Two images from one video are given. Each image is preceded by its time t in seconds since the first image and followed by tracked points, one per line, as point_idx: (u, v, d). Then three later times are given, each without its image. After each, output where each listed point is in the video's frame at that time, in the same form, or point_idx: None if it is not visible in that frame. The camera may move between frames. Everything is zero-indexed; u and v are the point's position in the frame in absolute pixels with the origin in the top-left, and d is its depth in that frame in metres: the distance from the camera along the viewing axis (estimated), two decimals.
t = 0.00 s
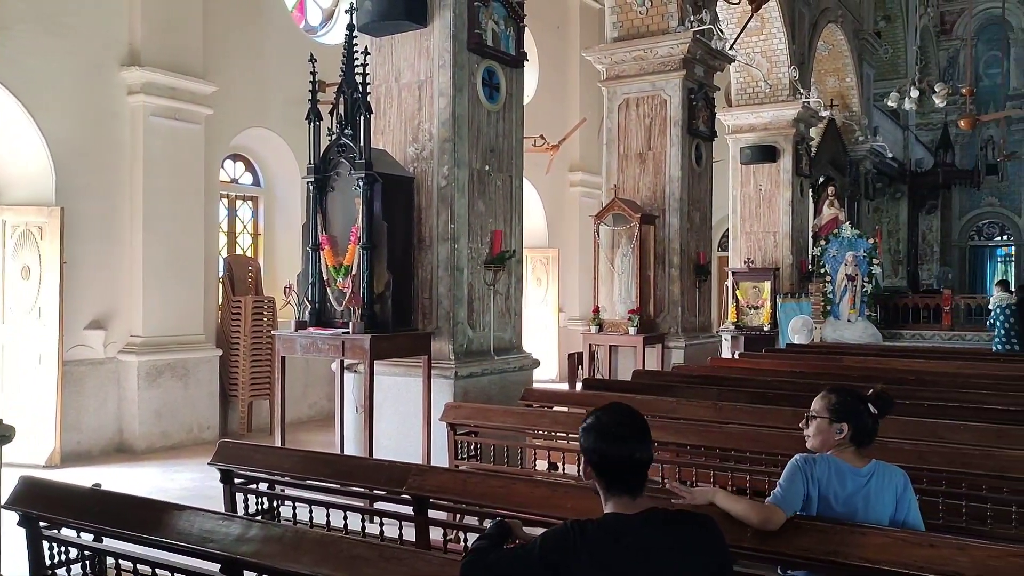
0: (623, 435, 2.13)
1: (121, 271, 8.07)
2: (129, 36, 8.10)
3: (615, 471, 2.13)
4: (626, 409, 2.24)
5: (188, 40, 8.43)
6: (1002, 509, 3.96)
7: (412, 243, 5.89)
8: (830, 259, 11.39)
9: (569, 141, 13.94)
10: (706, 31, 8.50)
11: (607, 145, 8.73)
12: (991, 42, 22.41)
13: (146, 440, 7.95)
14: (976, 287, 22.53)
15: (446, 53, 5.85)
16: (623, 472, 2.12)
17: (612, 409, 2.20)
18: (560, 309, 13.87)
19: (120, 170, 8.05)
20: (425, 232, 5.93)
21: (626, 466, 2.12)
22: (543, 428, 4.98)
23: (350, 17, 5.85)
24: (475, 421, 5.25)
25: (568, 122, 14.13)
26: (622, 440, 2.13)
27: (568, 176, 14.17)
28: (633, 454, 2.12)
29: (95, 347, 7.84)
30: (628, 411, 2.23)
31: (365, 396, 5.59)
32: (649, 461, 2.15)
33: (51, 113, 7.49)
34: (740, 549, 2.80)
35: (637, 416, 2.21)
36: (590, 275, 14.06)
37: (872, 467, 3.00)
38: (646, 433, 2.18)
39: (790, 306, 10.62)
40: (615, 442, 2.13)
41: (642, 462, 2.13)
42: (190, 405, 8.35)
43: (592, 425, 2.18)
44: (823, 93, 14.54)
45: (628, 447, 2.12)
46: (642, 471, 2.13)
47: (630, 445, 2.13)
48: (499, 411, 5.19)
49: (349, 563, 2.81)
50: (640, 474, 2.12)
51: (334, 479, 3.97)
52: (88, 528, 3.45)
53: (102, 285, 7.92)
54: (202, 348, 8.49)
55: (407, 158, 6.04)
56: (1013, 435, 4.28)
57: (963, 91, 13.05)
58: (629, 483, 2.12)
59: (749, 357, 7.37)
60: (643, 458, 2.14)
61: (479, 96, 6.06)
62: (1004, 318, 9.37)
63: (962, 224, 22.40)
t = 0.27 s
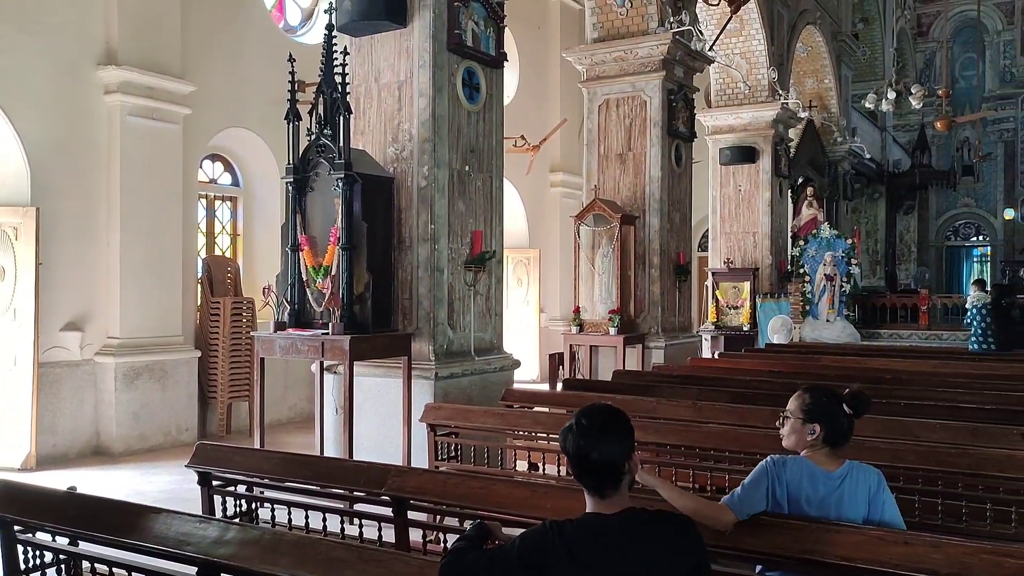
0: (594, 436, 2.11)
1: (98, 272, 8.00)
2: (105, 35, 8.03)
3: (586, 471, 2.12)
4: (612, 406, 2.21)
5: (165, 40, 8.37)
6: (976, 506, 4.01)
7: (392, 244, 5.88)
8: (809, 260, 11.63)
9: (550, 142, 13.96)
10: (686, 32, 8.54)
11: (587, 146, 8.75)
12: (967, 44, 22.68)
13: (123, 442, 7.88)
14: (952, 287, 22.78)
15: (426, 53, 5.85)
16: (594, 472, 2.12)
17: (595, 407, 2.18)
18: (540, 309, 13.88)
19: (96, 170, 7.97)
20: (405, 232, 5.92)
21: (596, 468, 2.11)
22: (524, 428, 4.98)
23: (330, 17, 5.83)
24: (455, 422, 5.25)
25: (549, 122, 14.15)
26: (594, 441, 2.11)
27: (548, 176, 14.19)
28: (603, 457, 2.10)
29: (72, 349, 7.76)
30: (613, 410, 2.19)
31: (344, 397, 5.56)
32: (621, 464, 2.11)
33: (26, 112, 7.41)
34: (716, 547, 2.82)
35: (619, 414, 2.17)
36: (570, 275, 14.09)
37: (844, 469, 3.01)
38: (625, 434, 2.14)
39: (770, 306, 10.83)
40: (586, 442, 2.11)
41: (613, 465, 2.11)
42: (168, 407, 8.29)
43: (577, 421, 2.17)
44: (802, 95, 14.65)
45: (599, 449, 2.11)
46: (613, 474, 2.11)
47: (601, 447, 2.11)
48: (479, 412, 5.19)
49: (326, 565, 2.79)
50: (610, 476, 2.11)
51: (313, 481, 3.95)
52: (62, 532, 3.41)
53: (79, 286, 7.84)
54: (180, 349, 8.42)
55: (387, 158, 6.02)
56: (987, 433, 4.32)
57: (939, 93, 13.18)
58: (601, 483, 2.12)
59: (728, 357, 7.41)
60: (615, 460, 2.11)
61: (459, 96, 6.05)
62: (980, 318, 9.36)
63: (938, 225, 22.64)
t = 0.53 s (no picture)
0: (579, 435, 2.13)
1: (77, 273, 7.93)
2: (83, 34, 7.96)
3: (569, 469, 2.14)
4: (606, 408, 2.21)
5: (144, 39, 8.31)
6: (952, 503, 4.05)
7: (373, 244, 5.87)
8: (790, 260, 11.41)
9: (532, 142, 13.98)
10: (667, 34, 8.57)
11: (569, 146, 8.77)
12: (944, 46, 22.92)
13: (102, 445, 7.82)
14: (931, 286, 23.01)
15: (408, 53, 5.84)
16: (577, 471, 2.13)
17: (588, 407, 2.19)
18: (523, 309, 13.89)
19: (74, 170, 7.91)
20: (387, 233, 5.91)
21: (578, 467, 2.12)
22: (505, 429, 4.98)
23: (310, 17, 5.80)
24: (437, 422, 5.24)
25: (531, 123, 14.17)
26: (579, 439, 2.13)
27: (531, 177, 14.21)
28: (586, 457, 2.11)
29: (50, 351, 7.70)
30: (606, 412, 2.20)
31: (326, 398, 5.55)
32: (603, 466, 2.11)
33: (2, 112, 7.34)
34: (697, 547, 2.83)
35: (611, 416, 2.18)
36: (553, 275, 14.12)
37: (811, 470, 3.02)
38: (612, 437, 2.14)
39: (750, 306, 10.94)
40: (571, 440, 2.13)
41: (594, 466, 2.11)
42: (148, 409, 8.23)
43: (567, 418, 2.20)
44: (782, 96, 14.75)
45: (582, 448, 2.12)
46: (595, 474, 2.11)
47: (585, 446, 2.12)
48: (460, 413, 5.18)
49: (306, 567, 2.79)
50: (591, 477, 2.11)
51: (293, 482, 3.93)
52: (39, 535, 3.38)
53: (57, 287, 7.77)
54: (160, 350, 8.37)
55: (368, 159, 6.01)
56: (964, 432, 4.35)
57: (918, 94, 13.30)
58: (582, 482, 2.13)
59: (710, 357, 7.44)
60: (597, 461, 2.12)
61: (440, 97, 6.05)
62: (958, 317, 9.53)
63: (917, 225, 22.85)
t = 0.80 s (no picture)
0: (565, 434, 2.12)
1: (54, 274, 7.86)
2: (61, 32, 7.88)
3: (554, 467, 2.13)
4: (594, 409, 2.20)
5: (123, 38, 8.24)
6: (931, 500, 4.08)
7: (354, 244, 5.85)
8: (771, 259, 11.76)
9: (514, 142, 13.99)
10: (648, 34, 8.60)
11: (552, 146, 8.78)
12: (922, 48, 23.16)
13: (81, 447, 7.75)
14: (910, 285, 23.23)
15: (389, 53, 5.83)
16: (561, 471, 2.12)
17: (577, 407, 2.19)
18: (506, 309, 13.90)
19: (52, 169, 7.83)
20: (368, 232, 5.89)
21: (562, 466, 2.11)
22: (487, 429, 4.97)
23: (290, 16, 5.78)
24: (418, 423, 5.23)
25: (513, 123, 14.18)
26: (565, 439, 2.12)
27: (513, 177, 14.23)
28: (571, 457, 2.11)
29: (27, 352, 7.62)
30: (593, 412, 2.19)
31: (306, 399, 5.52)
32: (588, 467, 2.11)
33: None
34: (675, 545, 2.84)
35: (598, 417, 2.17)
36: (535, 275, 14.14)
37: (780, 468, 3.02)
38: (597, 438, 2.13)
39: (732, 305, 11.05)
40: (557, 440, 2.13)
41: (578, 466, 2.11)
42: (128, 410, 8.18)
43: (555, 416, 2.19)
44: (763, 96, 14.85)
45: (568, 447, 2.11)
46: (579, 475, 2.11)
47: (570, 445, 2.11)
48: (441, 413, 5.18)
49: (286, 569, 2.77)
50: (575, 477, 2.10)
51: (273, 484, 3.91)
52: (15, 539, 3.34)
53: (34, 288, 7.70)
54: (139, 351, 8.31)
55: (349, 158, 5.99)
56: (943, 429, 4.37)
57: (897, 95, 13.41)
58: (566, 481, 2.12)
59: (691, 356, 7.47)
60: (582, 462, 2.11)
61: (422, 96, 6.04)
62: (936, 316, 9.62)
63: (897, 225, 23.05)
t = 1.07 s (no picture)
0: (553, 432, 2.12)
1: (31, 274, 7.77)
2: (37, 30, 7.80)
3: (539, 465, 2.12)
4: (585, 411, 2.21)
5: (100, 36, 8.17)
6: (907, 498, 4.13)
7: (334, 244, 5.83)
8: (750, 259, 11.61)
9: (495, 141, 13.99)
10: (629, 34, 8.63)
11: (532, 146, 8.78)
12: (900, 49, 23.39)
13: (58, 448, 7.67)
14: (889, 285, 23.44)
15: (369, 52, 5.81)
16: (545, 469, 2.11)
17: (568, 407, 2.18)
18: (487, 309, 13.90)
19: (28, 168, 7.75)
20: (349, 232, 5.87)
21: (547, 465, 2.10)
22: (469, 429, 4.97)
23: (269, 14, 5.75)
24: (399, 423, 5.22)
25: (494, 122, 14.18)
26: (553, 437, 2.11)
27: (494, 176, 14.23)
28: (557, 455, 2.09)
29: (3, 354, 7.53)
30: (584, 414, 2.19)
31: (287, 399, 5.48)
32: (573, 467, 2.09)
33: None
34: (655, 543, 2.84)
35: (589, 419, 2.17)
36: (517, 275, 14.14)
37: (753, 468, 3.05)
38: (585, 439, 2.13)
39: (713, 304, 11.10)
40: (546, 437, 2.12)
41: (563, 466, 2.09)
42: (106, 411, 8.11)
43: (546, 415, 2.19)
44: (743, 96, 14.94)
45: (555, 446, 2.10)
46: (563, 475, 2.09)
47: (557, 444, 2.10)
48: (422, 413, 5.17)
49: (265, 570, 2.75)
50: (559, 476, 2.09)
51: (253, 485, 3.88)
52: None
53: (10, 288, 7.61)
54: (118, 352, 8.24)
55: (330, 158, 5.97)
56: (920, 427, 4.42)
57: (875, 95, 13.52)
58: (549, 480, 2.11)
59: (672, 355, 7.50)
60: (568, 462, 2.10)
61: (402, 96, 6.02)
62: (914, 312, 9.76)
63: (876, 224, 23.24)
